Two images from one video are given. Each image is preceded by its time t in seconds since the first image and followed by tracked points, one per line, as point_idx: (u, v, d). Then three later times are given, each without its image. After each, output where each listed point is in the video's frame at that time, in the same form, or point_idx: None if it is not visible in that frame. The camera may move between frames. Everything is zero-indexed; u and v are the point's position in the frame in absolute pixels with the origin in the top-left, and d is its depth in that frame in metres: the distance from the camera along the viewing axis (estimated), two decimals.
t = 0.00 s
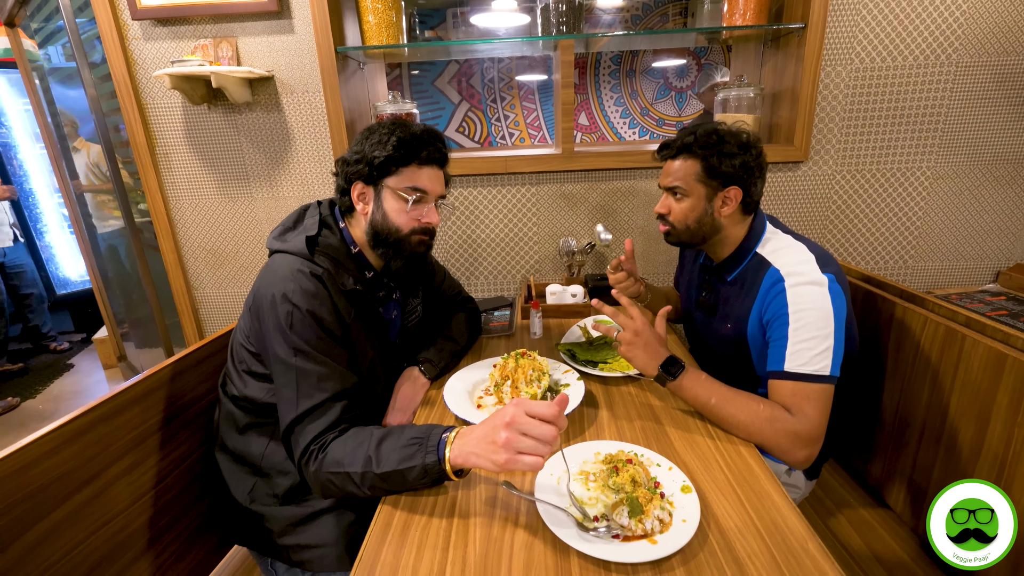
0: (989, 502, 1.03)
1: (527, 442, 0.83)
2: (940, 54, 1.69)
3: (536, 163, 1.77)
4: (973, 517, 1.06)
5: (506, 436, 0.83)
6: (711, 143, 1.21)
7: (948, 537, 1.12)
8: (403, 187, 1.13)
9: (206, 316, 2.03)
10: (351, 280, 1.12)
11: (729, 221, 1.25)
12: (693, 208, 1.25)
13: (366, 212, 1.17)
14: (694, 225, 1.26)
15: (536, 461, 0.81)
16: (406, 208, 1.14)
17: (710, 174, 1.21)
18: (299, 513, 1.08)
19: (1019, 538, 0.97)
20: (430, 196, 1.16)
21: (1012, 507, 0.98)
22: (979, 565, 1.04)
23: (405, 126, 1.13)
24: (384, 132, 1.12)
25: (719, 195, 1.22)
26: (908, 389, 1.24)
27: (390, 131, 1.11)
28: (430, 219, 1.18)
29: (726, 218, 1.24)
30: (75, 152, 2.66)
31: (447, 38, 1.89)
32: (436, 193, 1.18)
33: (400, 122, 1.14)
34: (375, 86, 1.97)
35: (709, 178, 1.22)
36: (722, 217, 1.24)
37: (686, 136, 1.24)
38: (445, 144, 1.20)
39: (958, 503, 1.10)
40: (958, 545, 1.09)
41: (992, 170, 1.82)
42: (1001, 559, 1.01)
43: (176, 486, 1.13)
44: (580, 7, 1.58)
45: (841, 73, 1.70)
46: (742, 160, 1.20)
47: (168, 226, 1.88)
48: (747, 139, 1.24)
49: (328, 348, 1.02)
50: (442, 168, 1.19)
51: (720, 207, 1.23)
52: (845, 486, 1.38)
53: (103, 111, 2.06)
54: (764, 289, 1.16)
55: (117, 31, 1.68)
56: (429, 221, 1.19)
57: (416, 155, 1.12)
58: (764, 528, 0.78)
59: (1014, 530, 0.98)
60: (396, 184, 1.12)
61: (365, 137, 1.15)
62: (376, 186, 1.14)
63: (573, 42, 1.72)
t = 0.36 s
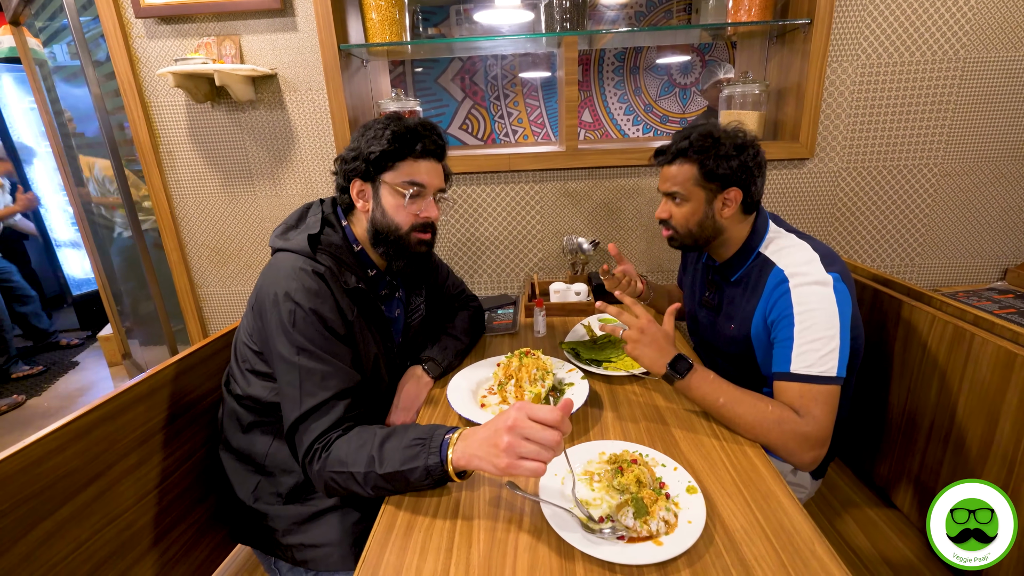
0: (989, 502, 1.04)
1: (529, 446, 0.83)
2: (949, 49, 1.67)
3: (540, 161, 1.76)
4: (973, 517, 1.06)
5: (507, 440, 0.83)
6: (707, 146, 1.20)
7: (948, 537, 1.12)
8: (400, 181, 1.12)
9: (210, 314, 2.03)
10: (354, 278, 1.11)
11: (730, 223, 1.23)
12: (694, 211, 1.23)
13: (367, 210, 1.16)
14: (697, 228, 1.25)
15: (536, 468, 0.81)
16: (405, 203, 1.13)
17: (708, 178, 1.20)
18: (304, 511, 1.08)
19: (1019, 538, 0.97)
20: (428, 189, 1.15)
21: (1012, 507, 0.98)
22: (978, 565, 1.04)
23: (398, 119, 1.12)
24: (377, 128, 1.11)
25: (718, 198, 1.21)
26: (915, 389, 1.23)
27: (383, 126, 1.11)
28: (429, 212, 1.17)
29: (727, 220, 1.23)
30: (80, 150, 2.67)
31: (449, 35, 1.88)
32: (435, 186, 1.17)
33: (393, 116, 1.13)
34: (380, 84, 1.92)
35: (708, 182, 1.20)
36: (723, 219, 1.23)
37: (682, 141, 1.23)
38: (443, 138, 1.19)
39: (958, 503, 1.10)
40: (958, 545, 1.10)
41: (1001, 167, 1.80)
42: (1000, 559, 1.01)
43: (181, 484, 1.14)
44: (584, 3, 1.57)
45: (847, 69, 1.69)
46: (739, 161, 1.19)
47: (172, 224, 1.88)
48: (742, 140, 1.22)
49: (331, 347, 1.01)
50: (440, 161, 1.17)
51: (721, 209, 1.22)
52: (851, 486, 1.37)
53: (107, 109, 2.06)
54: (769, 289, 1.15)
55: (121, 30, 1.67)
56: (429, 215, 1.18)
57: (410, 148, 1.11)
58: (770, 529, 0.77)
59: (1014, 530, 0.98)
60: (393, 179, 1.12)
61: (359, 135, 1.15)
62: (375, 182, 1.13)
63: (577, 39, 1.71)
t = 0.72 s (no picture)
0: (989, 502, 1.04)
1: (535, 449, 0.82)
2: (952, 47, 1.66)
3: (542, 160, 1.76)
4: (973, 517, 1.06)
5: (512, 444, 0.82)
6: (709, 144, 1.19)
7: (948, 537, 1.12)
8: (401, 183, 1.12)
9: (213, 315, 2.04)
10: (355, 279, 1.11)
11: (732, 220, 1.23)
12: (695, 209, 1.23)
13: (367, 210, 1.16)
14: (699, 226, 1.24)
15: (543, 470, 0.81)
16: (405, 205, 1.13)
17: (710, 175, 1.19)
18: (307, 512, 1.08)
19: (1019, 538, 0.98)
20: (429, 192, 1.15)
21: (1012, 507, 0.99)
22: (979, 565, 1.03)
23: (400, 120, 1.12)
24: (379, 128, 1.11)
25: (721, 194, 1.20)
26: (918, 388, 1.23)
27: (385, 127, 1.11)
28: (430, 214, 1.17)
29: (729, 218, 1.23)
30: (83, 151, 2.68)
31: (451, 35, 1.88)
32: (437, 188, 1.17)
33: (396, 117, 1.13)
34: (381, 84, 1.92)
35: (709, 179, 1.20)
36: (726, 217, 1.23)
37: (684, 139, 1.23)
38: (444, 139, 1.19)
39: (958, 503, 1.10)
40: (958, 545, 1.10)
41: (1004, 166, 1.79)
42: (1000, 559, 1.01)
43: (183, 485, 1.14)
44: (586, 3, 1.56)
45: (849, 68, 1.68)
46: (742, 158, 1.18)
47: (174, 224, 1.88)
48: (743, 137, 1.21)
49: (332, 348, 1.01)
50: (442, 163, 1.17)
51: (723, 206, 1.22)
52: (854, 485, 1.37)
53: (110, 110, 2.07)
54: (770, 287, 1.14)
55: (122, 31, 1.68)
56: (430, 217, 1.17)
57: (411, 150, 1.11)
58: (774, 529, 0.77)
59: (1014, 530, 0.98)
60: (394, 180, 1.12)
61: (361, 135, 1.15)
62: (375, 183, 1.13)
63: (579, 39, 1.71)
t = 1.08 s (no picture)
0: (989, 502, 1.04)
1: (534, 458, 0.82)
2: (951, 48, 1.67)
3: (542, 159, 1.76)
4: (973, 517, 1.06)
5: (511, 450, 0.82)
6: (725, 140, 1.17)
7: (948, 537, 1.12)
8: (404, 183, 1.12)
9: (214, 313, 2.04)
10: (356, 277, 1.12)
11: (749, 216, 1.22)
12: (714, 208, 1.21)
13: (369, 209, 1.17)
14: (716, 224, 1.22)
15: (541, 477, 0.82)
16: (407, 205, 1.14)
17: (728, 172, 1.18)
18: (308, 510, 1.09)
19: (1019, 538, 0.98)
20: (432, 192, 1.16)
21: (1012, 507, 0.99)
22: (979, 565, 1.04)
23: (404, 120, 1.12)
24: (383, 128, 1.11)
25: (739, 191, 1.19)
26: (917, 387, 1.23)
27: (388, 127, 1.11)
28: (432, 215, 1.18)
29: (747, 214, 1.22)
30: (84, 150, 2.68)
31: (452, 34, 1.88)
32: (439, 189, 1.17)
33: (400, 117, 1.13)
34: (381, 82, 1.92)
35: (727, 176, 1.18)
36: (744, 213, 1.21)
37: (700, 136, 1.18)
38: (447, 139, 1.19)
39: (958, 503, 1.10)
40: (958, 545, 1.10)
41: (1003, 165, 1.79)
42: (1000, 560, 1.01)
43: (185, 483, 1.14)
44: (586, 2, 1.56)
45: (849, 67, 1.68)
46: (757, 154, 1.17)
47: (175, 223, 1.89)
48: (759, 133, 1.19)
49: (333, 346, 1.02)
50: (445, 163, 1.17)
51: (741, 203, 1.20)
52: (853, 483, 1.37)
53: (111, 109, 2.07)
54: (776, 284, 1.15)
55: (123, 30, 1.68)
56: (431, 217, 1.18)
57: (414, 150, 1.11)
58: (772, 527, 0.78)
59: (1014, 530, 0.98)
60: (396, 180, 1.12)
61: (364, 134, 1.15)
62: (377, 182, 1.14)
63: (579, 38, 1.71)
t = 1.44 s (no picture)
0: (989, 502, 1.04)
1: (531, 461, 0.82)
2: (952, 45, 1.66)
3: (543, 157, 1.76)
4: (973, 517, 1.06)
5: (505, 463, 0.82)
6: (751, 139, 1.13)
7: (948, 537, 1.13)
8: (405, 182, 1.12)
9: (213, 311, 2.04)
10: (356, 276, 1.11)
11: (771, 218, 1.20)
12: (735, 210, 1.18)
13: (370, 207, 1.17)
14: (738, 226, 1.19)
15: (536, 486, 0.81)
16: (408, 203, 1.13)
17: (754, 173, 1.14)
18: (307, 508, 1.09)
19: (1019, 538, 0.98)
20: (432, 191, 1.15)
21: (1012, 507, 0.99)
22: (979, 565, 1.04)
23: (406, 119, 1.11)
24: (385, 126, 1.11)
25: (763, 193, 1.16)
26: (917, 386, 1.23)
27: (390, 126, 1.11)
28: (433, 213, 1.18)
29: (769, 216, 1.20)
30: (82, 147, 2.67)
31: (452, 31, 1.87)
32: (440, 188, 1.17)
33: (402, 115, 1.13)
34: (381, 80, 1.91)
35: (752, 178, 1.15)
36: (767, 215, 1.19)
37: (727, 134, 1.14)
38: (449, 138, 1.19)
39: (958, 503, 1.10)
40: (958, 545, 1.10)
41: (1003, 163, 1.79)
42: (1001, 560, 1.01)
43: (185, 480, 1.14)
44: None
45: (850, 64, 1.68)
46: (785, 154, 1.14)
47: (174, 221, 1.88)
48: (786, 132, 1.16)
49: (333, 345, 1.01)
50: (446, 162, 1.17)
51: (765, 204, 1.18)
52: (853, 482, 1.38)
53: (109, 105, 2.06)
54: (795, 286, 1.14)
55: (122, 26, 1.67)
56: (432, 215, 1.18)
57: (416, 149, 1.11)
58: (772, 525, 0.78)
59: (1014, 530, 0.98)
60: (397, 178, 1.12)
61: (366, 132, 1.15)
62: (378, 180, 1.13)
63: (580, 35, 1.70)
